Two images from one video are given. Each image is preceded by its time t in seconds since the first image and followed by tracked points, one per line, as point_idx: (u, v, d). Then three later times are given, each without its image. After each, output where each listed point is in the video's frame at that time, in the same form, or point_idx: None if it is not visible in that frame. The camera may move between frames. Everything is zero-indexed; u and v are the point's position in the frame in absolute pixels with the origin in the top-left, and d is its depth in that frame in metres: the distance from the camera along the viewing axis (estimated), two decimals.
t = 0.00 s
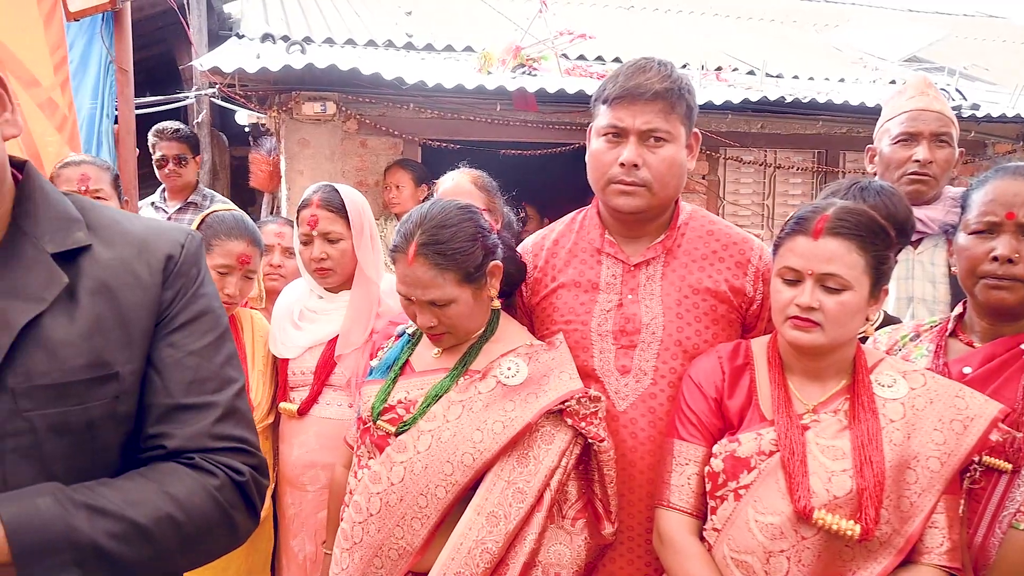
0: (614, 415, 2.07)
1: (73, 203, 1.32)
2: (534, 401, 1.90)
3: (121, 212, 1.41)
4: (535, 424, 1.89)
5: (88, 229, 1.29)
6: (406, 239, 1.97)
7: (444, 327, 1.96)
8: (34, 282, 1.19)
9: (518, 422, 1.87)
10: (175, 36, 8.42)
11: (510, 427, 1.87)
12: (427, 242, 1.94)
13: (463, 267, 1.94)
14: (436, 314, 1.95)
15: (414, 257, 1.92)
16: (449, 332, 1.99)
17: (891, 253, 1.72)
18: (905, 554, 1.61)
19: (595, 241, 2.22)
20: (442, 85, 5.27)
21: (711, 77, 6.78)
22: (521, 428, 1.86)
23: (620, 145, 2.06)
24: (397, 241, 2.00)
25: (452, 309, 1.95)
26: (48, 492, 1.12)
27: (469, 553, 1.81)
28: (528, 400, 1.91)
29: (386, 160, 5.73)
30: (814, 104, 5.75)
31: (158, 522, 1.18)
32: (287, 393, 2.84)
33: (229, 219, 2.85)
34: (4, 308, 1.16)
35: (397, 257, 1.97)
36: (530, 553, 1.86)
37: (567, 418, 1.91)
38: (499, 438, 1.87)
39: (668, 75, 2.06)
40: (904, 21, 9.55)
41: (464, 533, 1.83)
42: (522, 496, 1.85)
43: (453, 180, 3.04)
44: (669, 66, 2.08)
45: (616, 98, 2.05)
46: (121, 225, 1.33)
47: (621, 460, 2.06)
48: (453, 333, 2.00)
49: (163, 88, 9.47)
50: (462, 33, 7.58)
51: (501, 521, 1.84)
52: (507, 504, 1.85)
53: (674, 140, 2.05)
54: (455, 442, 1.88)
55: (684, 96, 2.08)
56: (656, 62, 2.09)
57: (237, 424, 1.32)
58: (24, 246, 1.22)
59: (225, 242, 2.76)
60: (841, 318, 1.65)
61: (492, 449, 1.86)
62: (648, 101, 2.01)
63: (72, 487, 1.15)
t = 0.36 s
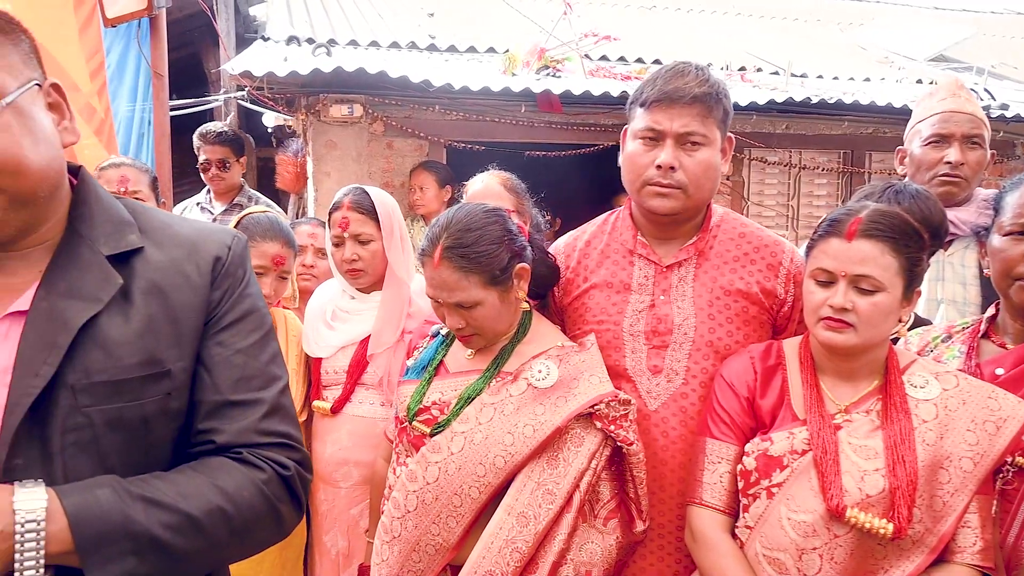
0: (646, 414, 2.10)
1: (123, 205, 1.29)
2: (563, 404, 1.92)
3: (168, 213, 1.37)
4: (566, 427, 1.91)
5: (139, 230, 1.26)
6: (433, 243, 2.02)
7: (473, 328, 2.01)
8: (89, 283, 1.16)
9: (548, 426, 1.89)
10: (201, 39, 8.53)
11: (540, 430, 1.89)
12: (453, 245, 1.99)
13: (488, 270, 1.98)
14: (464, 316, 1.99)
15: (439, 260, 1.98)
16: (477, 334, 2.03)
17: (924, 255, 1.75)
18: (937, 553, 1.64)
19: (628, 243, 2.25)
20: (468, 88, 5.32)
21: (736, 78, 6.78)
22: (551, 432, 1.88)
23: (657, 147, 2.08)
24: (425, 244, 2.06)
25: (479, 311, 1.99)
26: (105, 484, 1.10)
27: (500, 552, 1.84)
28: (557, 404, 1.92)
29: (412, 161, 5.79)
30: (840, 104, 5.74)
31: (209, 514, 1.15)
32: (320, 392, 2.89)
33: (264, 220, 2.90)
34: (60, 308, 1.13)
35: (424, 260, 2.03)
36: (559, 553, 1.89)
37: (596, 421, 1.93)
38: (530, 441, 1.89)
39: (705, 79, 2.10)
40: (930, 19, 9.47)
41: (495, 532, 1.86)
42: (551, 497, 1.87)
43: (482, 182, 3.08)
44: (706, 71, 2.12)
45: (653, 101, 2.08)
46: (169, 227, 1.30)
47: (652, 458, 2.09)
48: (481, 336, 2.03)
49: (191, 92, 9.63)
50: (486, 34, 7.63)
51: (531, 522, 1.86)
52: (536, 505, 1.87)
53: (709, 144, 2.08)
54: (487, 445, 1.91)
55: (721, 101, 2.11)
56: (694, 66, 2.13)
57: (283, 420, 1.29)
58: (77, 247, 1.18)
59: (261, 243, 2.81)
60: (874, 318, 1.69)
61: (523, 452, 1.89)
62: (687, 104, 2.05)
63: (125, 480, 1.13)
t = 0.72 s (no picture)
0: (676, 414, 2.14)
1: (181, 212, 1.34)
2: (586, 403, 1.96)
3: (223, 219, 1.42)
4: (591, 425, 1.96)
5: (196, 236, 1.30)
6: (459, 246, 2.07)
7: (498, 329, 2.05)
8: (151, 287, 1.21)
9: (574, 425, 1.94)
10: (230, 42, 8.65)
11: (566, 429, 1.94)
12: (478, 247, 2.03)
13: (514, 271, 2.03)
14: (490, 317, 2.04)
15: (465, 262, 2.02)
16: (502, 334, 2.07)
17: (958, 258, 1.78)
18: (972, 553, 1.68)
19: (660, 245, 2.28)
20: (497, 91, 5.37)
21: (763, 79, 6.78)
22: (577, 430, 1.93)
23: (690, 151, 2.11)
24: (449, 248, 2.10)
25: (504, 312, 2.04)
26: (170, 478, 1.13)
27: (529, 547, 1.89)
28: (582, 403, 1.97)
29: (440, 163, 5.84)
30: (868, 105, 5.72)
31: (265, 508, 1.18)
32: (355, 391, 2.96)
33: (301, 223, 2.98)
34: (125, 310, 1.18)
35: (450, 263, 2.07)
36: (587, 547, 1.94)
37: (620, 418, 1.97)
38: (556, 440, 1.94)
39: (739, 84, 2.13)
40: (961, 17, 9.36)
41: (524, 528, 1.90)
42: (578, 494, 1.92)
43: (514, 185, 3.11)
44: (738, 76, 2.15)
45: (687, 106, 2.11)
46: (224, 232, 1.34)
47: (682, 456, 2.12)
48: (506, 335, 2.08)
49: (221, 94, 9.79)
50: (512, 36, 7.68)
51: (559, 517, 1.91)
52: (564, 501, 1.91)
53: (742, 148, 2.10)
54: (514, 445, 1.96)
55: (754, 106, 2.14)
56: (727, 71, 2.15)
57: (331, 419, 1.32)
58: (140, 252, 1.24)
59: (299, 245, 2.89)
60: (908, 321, 1.72)
61: (550, 451, 1.94)
62: (720, 109, 2.08)
63: (187, 474, 1.15)
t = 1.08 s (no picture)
0: (706, 413, 2.17)
1: (241, 217, 1.41)
2: (605, 393, 2.04)
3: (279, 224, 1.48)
4: (611, 415, 2.03)
5: (256, 241, 1.37)
6: (478, 246, 2.11)
7: (517, 327, 2.10)
8: (215, 289, 1.28)
9: (595, 416, 2.01)
10: (260, 45, 8.77)
11: (588, 419, 2.01)
12: (498, 246, 2.09)
13: (533, 266, 2.09)
14: (511, 315, 2.08)
15: (487, 261, 2.07)
16: (521, 331, 2.12)
17: (993, 262, 1.81)
18: (1007, 553, 1.73)
19: (691, 247, 2.31)
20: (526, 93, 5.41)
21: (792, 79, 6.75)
22: (598, 421, 2.01)
23: (721, 155, 2.14)
24: (468, 249, 2.15)
25: (524, 308, 2.08)
26: (234, 470, 1.19)
27: (556, 535, 1.95)
28: (602, 393, 2.04)
29: (468, 165, 5.90)
30: (899, 106, 5.68)
31: (321, 502, 1.23)
32: (390, 389, 3.00)
33: (338, 225, 3.06)
34: (191, 311, 1.25)
35: (469, 263, 2.11)
36: (612, 533, 2.00)
37: (638, 406, 2.05)
38: (579, 430, 2.01)
39: (769, 89, 2.15)
40: (994, 15, 9.23)
41: (551, 517, 1.96)
42: (602, 481, 1.99)
43: (546, 187, 3.15)
44: (769, 80, 2.17)
45: (718, 110, 2.14)
46: (281, 238, 1.40)
47: (713, 455, 2.16)
48: (526, 332, 2.13)
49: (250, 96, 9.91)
50: (539, 37, 7.71)
51: (584, 505, 1.97)
52: (588, 489, 1.98)
53: (773, 151, 2.13)
54: (538, 438, 2.02)
55: (784, 110, 2.16)
56: (758, 76, 2.18)
57: (382, 417, 1.37)
58: (205, 256, 1.31)
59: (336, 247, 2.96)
60: (943, 324, 1.74)
61: (573, 442, 2.01)
62: (750, 113, 2.10)
63: (249, 467, 1.21)
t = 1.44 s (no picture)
0: (738, 413, 2.20)
1: (298, 221, 1.48)
2: (624, 382, 2.13)
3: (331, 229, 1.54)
4: (629, 404, 2.13)
5: (313, 244, 1.44)
6: (494, 251, 2.15)
7: (534, 328, 2.15)
8: (276, 289, 1.35)
9: (615, 405, 2.10)
10: (289, 47, 8.89)
11: (609, 410, 2.10)
12: (514, 251, 2.13)
13: (551, 266, 2.16)
14: (528, 316, 2.13)
15: (504, 265, 2.11)
16: (538, 332, 2.17)
17: None
18: None
19: (722, 249, 2.34)
20: (555, 95, 5.46)
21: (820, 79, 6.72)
22: (619, 410, 2.10)
23: (752, 158, 2.17)
24: (483, 254, 2.18)
25: (542, 308, 2.14)
26: (295, 460, 1.25)
27: (586, 524, 2.03)
28: (619, 382, 2.13)
29: (496, 167, 5.96)
30: (930, 107, 5.65)
31: (376, 494, 1.29)
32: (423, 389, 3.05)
33: (372, 226, 3.13)
34: (254, 309, 1.32)
35: (486, 268, 2.15)
36: (639, 517, 2.10)
37: (652, 393, 2.15)
38: (601, 420, 2.10)
39: (799, 92, 2.17)
40: None
41: (580, 507, 2.05)
42: (626, 469, 2.09)
43: (578, 189, 3.18)
44: (798, 84, 2.19)
45: (748, 114, 2.17)
46: (336, 243, 1.47)
47: (744, 454, 2.19)
48: (542, 333, 2.19)
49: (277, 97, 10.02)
50: (565, 38, 7.73)
51: (611, 492, 2.06)
52: (614, 477, 2.08)
53: (802, 154, 2.15)
54: (561, 431, 2.10)
55: (814, 113, 2.18)
56: (787, 80, 2.20)
57: (430, 414, 1.43)
58: (266, 258, 1.39)
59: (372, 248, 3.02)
60: (978, 325, 1.76)
61: (596, 432, 2.09)
62: (781, 116, 2.13)
63: (307, 458, 1.28)
